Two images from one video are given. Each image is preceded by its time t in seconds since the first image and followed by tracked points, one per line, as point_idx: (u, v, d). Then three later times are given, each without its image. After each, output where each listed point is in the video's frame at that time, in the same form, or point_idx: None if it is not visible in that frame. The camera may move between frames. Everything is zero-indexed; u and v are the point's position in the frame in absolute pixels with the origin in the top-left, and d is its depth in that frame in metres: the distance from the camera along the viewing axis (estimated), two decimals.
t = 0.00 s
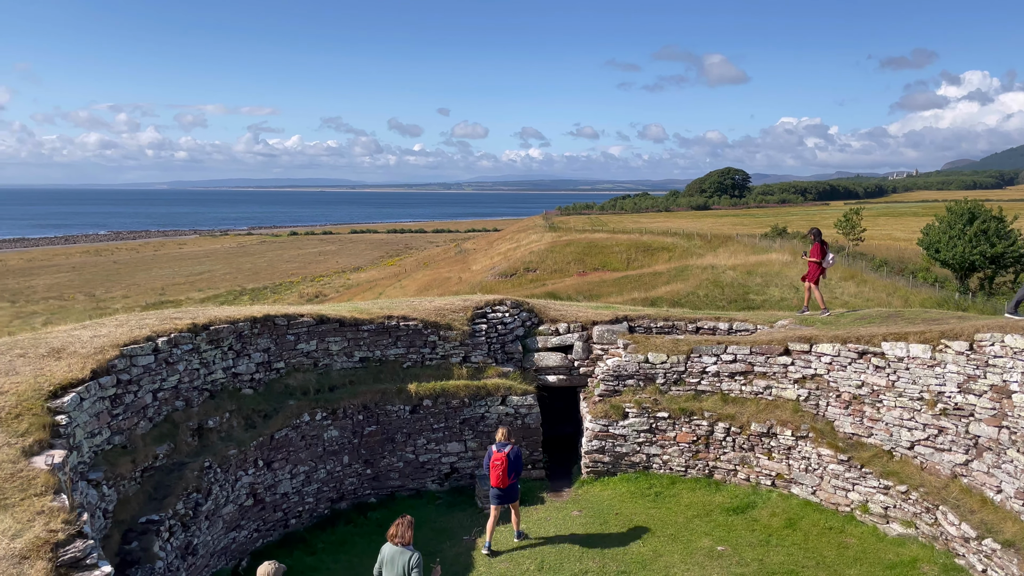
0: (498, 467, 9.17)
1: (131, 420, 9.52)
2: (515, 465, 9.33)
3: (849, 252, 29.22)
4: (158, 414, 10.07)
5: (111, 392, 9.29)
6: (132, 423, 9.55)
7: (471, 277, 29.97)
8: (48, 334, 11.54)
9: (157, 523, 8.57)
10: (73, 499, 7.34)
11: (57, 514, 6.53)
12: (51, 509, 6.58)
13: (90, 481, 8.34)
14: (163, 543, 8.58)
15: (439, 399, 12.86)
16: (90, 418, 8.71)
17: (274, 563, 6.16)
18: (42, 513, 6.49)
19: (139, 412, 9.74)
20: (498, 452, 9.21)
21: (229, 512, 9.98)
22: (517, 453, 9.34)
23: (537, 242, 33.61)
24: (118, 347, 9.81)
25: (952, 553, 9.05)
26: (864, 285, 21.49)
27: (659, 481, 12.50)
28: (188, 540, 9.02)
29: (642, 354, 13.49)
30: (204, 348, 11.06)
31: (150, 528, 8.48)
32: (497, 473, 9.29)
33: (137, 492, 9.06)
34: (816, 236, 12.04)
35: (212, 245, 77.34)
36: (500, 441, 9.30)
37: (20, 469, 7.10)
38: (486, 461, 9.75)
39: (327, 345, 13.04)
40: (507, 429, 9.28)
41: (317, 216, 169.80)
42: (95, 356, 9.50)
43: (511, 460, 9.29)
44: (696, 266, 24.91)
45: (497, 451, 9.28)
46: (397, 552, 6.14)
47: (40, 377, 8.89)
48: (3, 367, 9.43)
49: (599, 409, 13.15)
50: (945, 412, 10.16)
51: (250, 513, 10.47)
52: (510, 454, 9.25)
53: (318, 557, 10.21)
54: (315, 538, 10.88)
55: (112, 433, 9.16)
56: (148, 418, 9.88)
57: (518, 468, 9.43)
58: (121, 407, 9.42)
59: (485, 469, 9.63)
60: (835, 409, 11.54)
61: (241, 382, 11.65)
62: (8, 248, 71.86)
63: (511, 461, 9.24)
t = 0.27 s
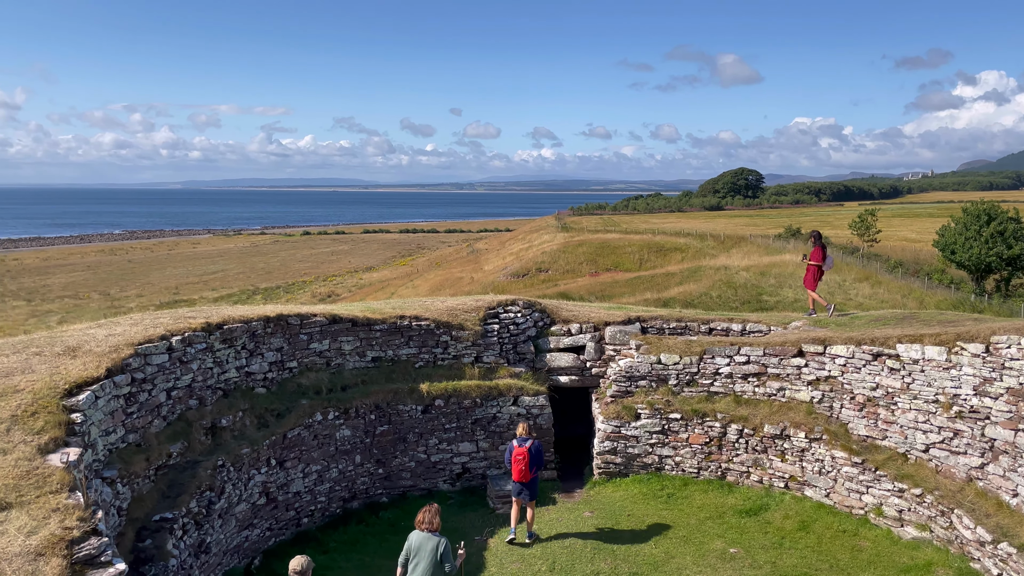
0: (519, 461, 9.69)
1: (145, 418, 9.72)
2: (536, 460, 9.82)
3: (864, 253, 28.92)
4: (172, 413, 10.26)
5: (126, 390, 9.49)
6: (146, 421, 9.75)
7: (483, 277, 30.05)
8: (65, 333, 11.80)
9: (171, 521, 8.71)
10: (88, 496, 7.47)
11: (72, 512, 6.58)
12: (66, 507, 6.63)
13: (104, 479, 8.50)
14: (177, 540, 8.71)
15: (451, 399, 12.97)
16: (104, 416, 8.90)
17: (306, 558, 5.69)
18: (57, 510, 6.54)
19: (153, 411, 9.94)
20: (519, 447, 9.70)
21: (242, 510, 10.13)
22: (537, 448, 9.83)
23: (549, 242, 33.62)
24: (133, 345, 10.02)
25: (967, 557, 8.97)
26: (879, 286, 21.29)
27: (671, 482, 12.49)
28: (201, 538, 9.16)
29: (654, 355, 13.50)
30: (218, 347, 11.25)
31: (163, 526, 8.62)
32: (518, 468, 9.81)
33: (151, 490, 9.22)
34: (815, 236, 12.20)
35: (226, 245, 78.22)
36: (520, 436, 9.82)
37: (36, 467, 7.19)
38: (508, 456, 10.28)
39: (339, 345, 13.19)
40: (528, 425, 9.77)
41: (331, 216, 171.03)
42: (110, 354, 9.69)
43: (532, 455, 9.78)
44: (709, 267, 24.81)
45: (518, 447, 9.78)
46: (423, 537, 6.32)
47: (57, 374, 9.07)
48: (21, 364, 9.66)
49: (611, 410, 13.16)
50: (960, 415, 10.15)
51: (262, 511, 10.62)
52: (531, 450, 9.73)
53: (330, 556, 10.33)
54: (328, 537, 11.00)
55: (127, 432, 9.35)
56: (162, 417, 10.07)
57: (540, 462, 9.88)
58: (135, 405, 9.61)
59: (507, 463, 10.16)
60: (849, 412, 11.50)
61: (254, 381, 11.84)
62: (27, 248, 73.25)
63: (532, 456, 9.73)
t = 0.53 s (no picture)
0: (537, 460, 9.79)
1: (159, 418, 9.93)
2: (553, 458, 9.91)
3: (879, 256, 28.63)
4: (187, 412, 10.46)
5: (142, 390, 9.72)
6: (161, 421, 9.96)
7: (496, 279, 30.18)
8: (83, 332, 12.09)
9: (184, 520, 8.88)
10: (102, 495, 7.64)
11: (87, 510, 6.73)
12: (81, 505, 6.80)
13: (120, 478, 8.69)
14: (191, 539, 8.88)
15: (463, 401, 13.08)
16: (120, 415, 9.10)
17: (339, 544, 5.96)
18: (72, 508, 6.71)
19: (168, 410, 10.15)
20: (536, 446, 9.80)
21: (255, 510, 10.29)
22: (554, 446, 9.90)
23: (562, 244, 33.67)
24: (149, 345, 10.24)
25: (982, 562, 8.90)
26: (894, 289, 21.10)
27: (683, 485, 12.50)
28: (214, 537, 9.33)
29: (667, 357, 13.51)
30: (232, 347, 11.44)
31: (177, 525, 8.78)
32: (535, 467, 9.91)
33: (165, 489, 9.41)
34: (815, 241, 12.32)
35: (240, 246, 79.17)
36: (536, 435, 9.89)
37: (52, 465, 7.37)
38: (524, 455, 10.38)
39: (352, 346, 13.34)
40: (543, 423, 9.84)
41: (344, 217, 172.28)
42: (127, 354, 9.92)
43: (549, 453, 9.87)
44: (722, 269, 24.72)
45: (535, 446, 9.87)
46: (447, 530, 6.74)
47: (74, 374, 9.31)
48: (40, 363, 9.93)
49: (623, 413, 13.18)
50: (976, 419, 10.07)
51: (275, 511, 10.77)
52: (548, 448, 9.82)
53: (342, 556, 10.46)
54: (340, 537, 11.15)
55: (142, 431, 9.57)
56: (177, 416, 10.28)
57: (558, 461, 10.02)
58: (150, 405, 9.83)
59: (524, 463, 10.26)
60: (863, 415, 11.48)
61: (267, 381, 12.03)
62: (47, 248, 74.69)
63: (549, 454, 9.82)
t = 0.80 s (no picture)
0: (551, 464, 9.87)
1: (174, 419, 10.11)
2: (567, 462, 9.97)
3: (896, 261, 28.33)
4: (201, 414, 10.64)
5: (157, 391, 9.91)
6: (176, 422, 10.14)
7: (509, 282, 30.28)
8: (100, 334, 12.38)
9: (199, 521, 9.05)
10: (118, 495, 7.81)
11: (103, 511, 6.90)
12: (97, 505, 6.98)
13: (135, 479, 8.89)
14: (205, 540, 9.05)
15: (476, 404, 13.18)
16: (136, 416, 9.28)
17: (372, 540, 5.98)
18: (88, 508, 6.89)
19: (183, 412, 10.32)
20: (549, 450, 9.87)
21: (269, 511, 10.44)
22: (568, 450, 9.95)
23: (575, 247, 33.69)
24: (164, 347, 10.45)
25: (999, 570, 8.82)
26: (911, 294, 20.88)
27: (697, 490, 12.48)
28: (228, 538, 9.50)
29: (681, 361, 13.51)
30: (247, 349, 11.62)
31: (192, 525, 8.96)
32: (549, 470, 9.99)
33: (180, 490, 9.59)
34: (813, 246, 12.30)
35: (255, 249, 80.07)
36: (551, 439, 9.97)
37: (69, 465, 7.56)
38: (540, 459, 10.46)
39: (366, 348, 13.51)
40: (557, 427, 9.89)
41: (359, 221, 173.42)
42: (143, 356, 10.16)
43: (562, 457, 9.93)
44: (736, 273, 24.61)
45: (549, 450, 9.95)
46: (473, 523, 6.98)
47: (91, 375, 9.55)
48: (58, 365, 10.19)
49: (636, 417, 13.20)
50: (993, 425, 10.01)
51: (289, 513, 10.94)
52: (562, 452, 9.88)
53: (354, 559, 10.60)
54: (352, 539, 11.29)
55: (157, 432, 9.76)
56: (192, 418, 10.46)
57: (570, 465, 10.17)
58: (165, 406, 10.02)
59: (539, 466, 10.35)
60: (878, 420, 11.42)
61: (281, 383, 12.21)
62: (65, 251, 75.99)
63: (563, 458, 9.89)
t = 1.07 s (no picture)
0: (564, 466, 9.88)
1: (189, 422, 10.30)
2: (580, 464, 9.99)
3: (913, 266, 27.97)
4: (216, 417, 10.82)
5: (172, 394, 10.10)
6: (191, 425, 10.32)
7: (522, 287, 30.36)
8: (117, 337, 12.66)
9: (212, 523, 9.19)
10: (132, 497, 7.97)
11: (117, 513, 7.07)
12: (112, 507, 7.14)
13: (149, 481, 9.06)
14: (218, 543, 9.18)
15: (488, 408, 13.26)
16: (149, 419, 9.50)
17: (407, 539, 6.13)
18: (103, 510, 7.05)
19: (198, 415, 10.51)
20: (563, 453, 9.89)
21: (282, 514, 10.54)
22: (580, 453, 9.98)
23: (589, 252, 33.68)
24: (179, 351, 10.66)
25: None
26: (929, 300, 20.63)
27: (710, 496, 12.44)
28: (242, 541, 9.61)
29: (694, 367, 13.49)
30: (261, 353, 11.80)
31: (205, 528, 9.11)
32: (562, 472, 10.01)
33: (194, 492, 9.75)
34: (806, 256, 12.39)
35: (270, 253, 80.97)
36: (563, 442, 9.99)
37: (85, 468, 7.74)
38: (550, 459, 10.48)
39: (379, 352, 13.66)
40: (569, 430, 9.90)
41: (373, 225, 174.65)
42: (158, 359, 10.38)
43: (575, 459, 9.96)
44: (751, 278, 24.47)
45: (562, 453, 9.96)
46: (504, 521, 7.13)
47: (107, 378, 9.77)
48: (74, 367, 10.45)
49: (649, 422, 13.18)
50: (1010, 432, 9.97)
51: (302, 516, 11.04)
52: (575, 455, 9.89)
53: (367, 562, 10.67)
54: (365, 543, 11.36)
55: (172, 434, 9.95)
56: (206, 421, 10.64)
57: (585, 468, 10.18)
58: (180, 409, 10.21)
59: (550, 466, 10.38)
60: (894, 427, 11.34)
61: (295, 387, 12.37)
62: (84, 255, 77.33)
63: (576, 460, 9.92)
